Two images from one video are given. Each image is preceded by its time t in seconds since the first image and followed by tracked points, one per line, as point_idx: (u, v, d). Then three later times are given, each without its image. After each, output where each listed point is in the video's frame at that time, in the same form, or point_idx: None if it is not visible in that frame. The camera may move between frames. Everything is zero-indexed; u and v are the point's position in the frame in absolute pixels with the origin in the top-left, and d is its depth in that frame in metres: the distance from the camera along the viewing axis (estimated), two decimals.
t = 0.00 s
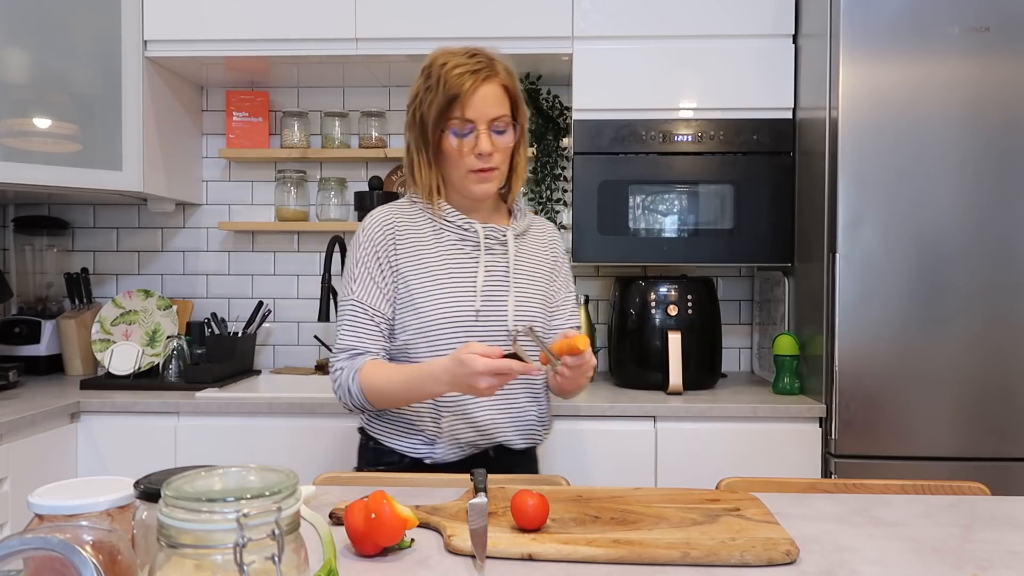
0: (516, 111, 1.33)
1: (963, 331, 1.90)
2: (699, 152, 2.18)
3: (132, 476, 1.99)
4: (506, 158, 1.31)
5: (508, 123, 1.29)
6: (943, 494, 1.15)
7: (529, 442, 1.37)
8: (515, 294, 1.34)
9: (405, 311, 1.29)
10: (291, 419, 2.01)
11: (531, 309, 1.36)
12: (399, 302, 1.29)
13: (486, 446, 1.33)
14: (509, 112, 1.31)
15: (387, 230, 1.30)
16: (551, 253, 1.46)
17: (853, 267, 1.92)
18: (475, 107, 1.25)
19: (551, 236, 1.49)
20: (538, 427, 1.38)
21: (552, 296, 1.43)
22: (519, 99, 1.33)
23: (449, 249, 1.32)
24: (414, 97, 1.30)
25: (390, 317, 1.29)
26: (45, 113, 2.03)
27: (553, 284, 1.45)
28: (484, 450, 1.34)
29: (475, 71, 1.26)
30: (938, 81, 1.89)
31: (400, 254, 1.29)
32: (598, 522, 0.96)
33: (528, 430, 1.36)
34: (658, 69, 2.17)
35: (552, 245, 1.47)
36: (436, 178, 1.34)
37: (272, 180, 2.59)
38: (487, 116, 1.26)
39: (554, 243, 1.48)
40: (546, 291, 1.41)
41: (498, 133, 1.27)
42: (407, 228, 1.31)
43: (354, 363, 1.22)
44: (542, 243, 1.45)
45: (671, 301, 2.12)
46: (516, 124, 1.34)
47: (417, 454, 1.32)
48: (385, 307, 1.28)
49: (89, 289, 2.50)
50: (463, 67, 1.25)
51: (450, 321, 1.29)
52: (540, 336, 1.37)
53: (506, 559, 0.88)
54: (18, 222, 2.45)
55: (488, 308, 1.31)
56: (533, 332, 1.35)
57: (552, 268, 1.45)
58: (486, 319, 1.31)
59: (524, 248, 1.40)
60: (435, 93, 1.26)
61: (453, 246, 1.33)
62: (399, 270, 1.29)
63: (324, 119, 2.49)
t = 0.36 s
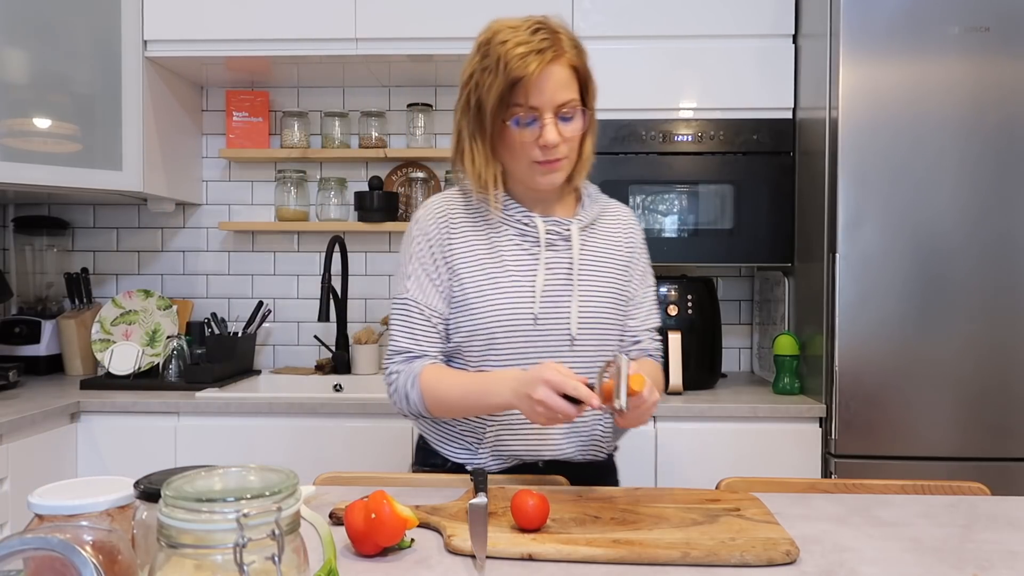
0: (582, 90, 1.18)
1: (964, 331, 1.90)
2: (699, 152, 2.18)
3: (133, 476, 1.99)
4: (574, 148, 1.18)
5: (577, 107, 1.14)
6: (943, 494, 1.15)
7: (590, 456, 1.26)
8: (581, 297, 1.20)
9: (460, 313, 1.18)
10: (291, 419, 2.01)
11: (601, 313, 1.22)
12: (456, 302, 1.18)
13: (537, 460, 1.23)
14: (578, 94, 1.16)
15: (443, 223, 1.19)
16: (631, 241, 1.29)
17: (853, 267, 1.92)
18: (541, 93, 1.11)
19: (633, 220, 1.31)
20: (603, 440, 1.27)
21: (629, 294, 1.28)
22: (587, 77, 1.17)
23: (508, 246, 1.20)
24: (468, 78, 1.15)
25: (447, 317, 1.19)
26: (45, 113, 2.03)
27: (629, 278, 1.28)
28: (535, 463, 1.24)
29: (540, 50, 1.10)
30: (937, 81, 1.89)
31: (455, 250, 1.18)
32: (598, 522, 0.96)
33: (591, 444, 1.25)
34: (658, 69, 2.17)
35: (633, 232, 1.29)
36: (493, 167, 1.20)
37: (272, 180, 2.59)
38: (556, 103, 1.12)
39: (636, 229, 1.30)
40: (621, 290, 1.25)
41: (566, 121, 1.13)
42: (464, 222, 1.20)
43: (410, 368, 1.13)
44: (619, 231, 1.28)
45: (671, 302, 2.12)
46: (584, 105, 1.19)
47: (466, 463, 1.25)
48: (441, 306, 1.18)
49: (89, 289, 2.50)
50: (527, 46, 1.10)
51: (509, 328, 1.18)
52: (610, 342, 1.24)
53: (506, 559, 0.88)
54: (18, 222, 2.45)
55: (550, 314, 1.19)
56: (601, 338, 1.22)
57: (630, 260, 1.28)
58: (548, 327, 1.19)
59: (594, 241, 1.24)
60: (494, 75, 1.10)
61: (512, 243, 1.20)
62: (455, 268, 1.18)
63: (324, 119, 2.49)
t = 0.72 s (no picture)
0: (668, 93, 1.11)
1: (964, 331, 1.90)
2: (699, 152, 2.18)
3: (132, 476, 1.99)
4: (656, 155, 1.12)
5: (655, 114, 1.08)
6: (943, 494, 1.15)
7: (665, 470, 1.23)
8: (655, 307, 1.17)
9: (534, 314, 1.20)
10: (291, 419, 2.01)
11: (680, 325, 1.17)
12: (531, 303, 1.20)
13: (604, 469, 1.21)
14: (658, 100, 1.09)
15: (520, 224, 1.22)
16: (727, 249, 1.21)
17: (853, 267, 1.92)
18: (613, 102, 1.06)
19: (735, 225, 1.23)
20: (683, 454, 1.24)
21: (719, 305, 1.21)
22: (672, 80, 1.10)
23: (580, 250, 1.20)
24: (544, 84, 1.14)
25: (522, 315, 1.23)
26: (45, 113, 2.03)
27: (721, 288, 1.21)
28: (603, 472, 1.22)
29: (613, 55, 1.05)
30: (937, 81, 1.89)
31: (528, 252, 1.21)
32: (598, 522, 0.96)
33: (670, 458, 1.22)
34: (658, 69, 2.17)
35: (730, 238, 1.21)
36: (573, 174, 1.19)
37: (272, 180, 2.59)
38: (632, 112, 1.06)
39: (736, 235, 1.22)
40: (706, 301, 1.19)
41: (642, 129, 1.08)
42: (541, 223, 1.22)
43: (481, 362, 1.22)
44: (712, 238, 1.21)
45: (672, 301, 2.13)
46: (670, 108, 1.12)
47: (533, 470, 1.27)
48: (516, 305, 1.22)
49: (88, 289, 2.50)
50: (600, 52, 1.05)
51: (580, 334, 1.18)
52: (692, 353, 1.19)
53: (507, 559, 0.88)
54: (18, 222, 2.45)
55: (621, 324, 1.17)
56: (682, 351, 1.18)
57: (723, 269, 1.20)
58: (620, 337, 1.17)
59: (676, 248, 1.20)
60: (566, 84, 1.09)
61: (585, 248, 1.20)
62: (528, 268, 1.20)
63: (324, 119, 2.49)
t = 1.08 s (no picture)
0: (699, 99, 1.12)
1: (965, 331, 1.90)
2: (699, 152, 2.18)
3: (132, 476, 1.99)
4: (685, 161, 1.12)
5: (685, 120, 1.09)
6: (944, 494, 1.15)
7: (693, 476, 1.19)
8: (684, 309, 1.17)
9: (568, 316, 1.20)
10: (291, 419, 2.01)
11: (711, 329, 1.16)
12: (566, 305, 1.20)
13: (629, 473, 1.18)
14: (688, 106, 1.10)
15: (552, 227, 1.23)
16: (759, 253, 1.20)
17: (854, 267, 1.92)
18: (643, 108, 1.07)
19: (766, 231, 1.22)
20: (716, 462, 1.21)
21: (750, 310, 1.20)
22: (703, 87, 1.10)
23: (611, 252, 1.20)
24: (578, 89, 1.15)
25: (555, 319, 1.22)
26: (45, 113, 2.03)
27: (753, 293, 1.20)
28: (628, 476, 1.19)
29: (644, 61, 1.06)
30: (938, 80, 1.89)
31: (562, 253, 1.21)
32: (598, 522, 0.96)
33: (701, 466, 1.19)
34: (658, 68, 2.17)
35: (762, 243, 1.21)
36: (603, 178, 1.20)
37: (272, 180, 2.59)
38: (659, 117, 1.07)
39: (769, 241, 1.21)
40: (737, 306, 1.18)
41: (672, 134, 1.08)
42: (573, 225, 1.23)
43: (514, 365, 1.20)
44: (743, 242, 1.20)
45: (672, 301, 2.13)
46: (700, 114, 1.13)
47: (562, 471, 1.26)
48: (550, 308, 1.22)
49: (88, 289, 2.50)
50: (632, 58, 1.07)
51: (611, 336, 1.17)
52: (724, 358, 1.18)
53: (507, 559, 0.88)
54: (18, 222, 2.45)
55: (651, 327, 1.16)
56: (714, 355, 1.17)
57: (754, 272, 1.19)
58: (652, 339, 1.16)
59: (707, 253, 1.19)
60: (598, 89, 1.10)
61: (616, 249, 1.20)
62: (560, 268, 1.21)
63: (324, 119, 2.49)
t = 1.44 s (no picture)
0: (705, 99, 1.12)
1: (964, 331, 1.90)
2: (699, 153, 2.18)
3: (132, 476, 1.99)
4: (690, 159, 1.12)
5: (690, 118, 1.09)
6: (944, 494, 1.15)
7: (694, 476, 1.20)
8: (687, 307, 1.17)
9: (572, 312, 1.20)
10: (291, 419, 2.01)
11: (713, 326, 1.16)
12: (569, 300, 1.20)
13: (632, 471, 1.19)
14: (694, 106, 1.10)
15: (559, 221, 1.24)
16: (763, 253, 1.20)
17: (854, 266, 1.92)
18: (647, 106, 1.07)
19: (772, 231, 1.22)
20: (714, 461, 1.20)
21: (752, 309, 1.20)
22: (708, 86, 1.10)
23: (615, 248, 1.21)
24: (584, 87, 1.16)
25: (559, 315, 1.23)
26: (45, 113, 2.03)
27: (756, 292, 1.20)
28: (631, 474, 1.20)
29: (649, 60, 1.07)
30: (938, 80, 1.89)
31: (566, 249, 1.22)
32: (598, 522, 0.96)
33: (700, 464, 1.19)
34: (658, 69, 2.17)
35: (767, 243, 1.20)
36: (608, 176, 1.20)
37: (272, 180, 2.59)
38: (664, 115, 1.07)
39: (774, 241, 1.21)
40: (739, 304, 1.18)
41: (677, 132, 1.08)
42: (579, 221, 1.23)
43: (520, 360, 1.20)
44: (747, 242, 1.20)
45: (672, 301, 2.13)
46: (705, 113, 1.13)
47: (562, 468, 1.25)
48: (553, 302, 1.22)
49: (88, 289, 2.50)
50: (637, 57, 1.07)
51: (614, 332, 1.17)
52: (725, 357, 1.18)
53: (507, 559, 0.88)
54: (18, 222, 2.45)
55: (654, 323, 1.16)
56: (716, 353, 1.17)
57: (757, 272, 1.19)
58: (655, 336, 1.16)
59: (711, 251, 1.19)
60: (603, 87, 1.10)
61: (620, 245, 1.21)
62: (564, 264, 1.21)
63: (324, 119, 2.49)
